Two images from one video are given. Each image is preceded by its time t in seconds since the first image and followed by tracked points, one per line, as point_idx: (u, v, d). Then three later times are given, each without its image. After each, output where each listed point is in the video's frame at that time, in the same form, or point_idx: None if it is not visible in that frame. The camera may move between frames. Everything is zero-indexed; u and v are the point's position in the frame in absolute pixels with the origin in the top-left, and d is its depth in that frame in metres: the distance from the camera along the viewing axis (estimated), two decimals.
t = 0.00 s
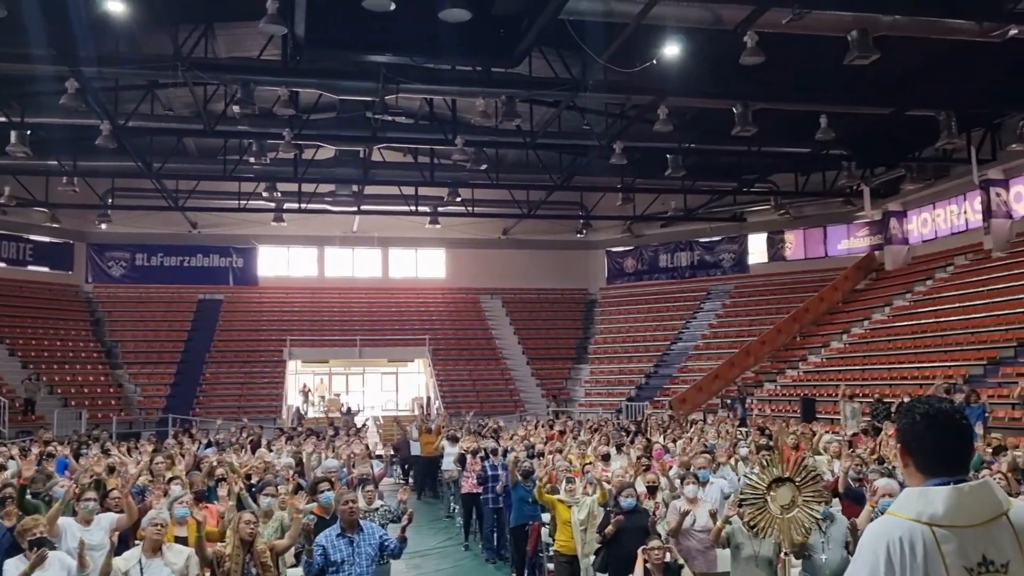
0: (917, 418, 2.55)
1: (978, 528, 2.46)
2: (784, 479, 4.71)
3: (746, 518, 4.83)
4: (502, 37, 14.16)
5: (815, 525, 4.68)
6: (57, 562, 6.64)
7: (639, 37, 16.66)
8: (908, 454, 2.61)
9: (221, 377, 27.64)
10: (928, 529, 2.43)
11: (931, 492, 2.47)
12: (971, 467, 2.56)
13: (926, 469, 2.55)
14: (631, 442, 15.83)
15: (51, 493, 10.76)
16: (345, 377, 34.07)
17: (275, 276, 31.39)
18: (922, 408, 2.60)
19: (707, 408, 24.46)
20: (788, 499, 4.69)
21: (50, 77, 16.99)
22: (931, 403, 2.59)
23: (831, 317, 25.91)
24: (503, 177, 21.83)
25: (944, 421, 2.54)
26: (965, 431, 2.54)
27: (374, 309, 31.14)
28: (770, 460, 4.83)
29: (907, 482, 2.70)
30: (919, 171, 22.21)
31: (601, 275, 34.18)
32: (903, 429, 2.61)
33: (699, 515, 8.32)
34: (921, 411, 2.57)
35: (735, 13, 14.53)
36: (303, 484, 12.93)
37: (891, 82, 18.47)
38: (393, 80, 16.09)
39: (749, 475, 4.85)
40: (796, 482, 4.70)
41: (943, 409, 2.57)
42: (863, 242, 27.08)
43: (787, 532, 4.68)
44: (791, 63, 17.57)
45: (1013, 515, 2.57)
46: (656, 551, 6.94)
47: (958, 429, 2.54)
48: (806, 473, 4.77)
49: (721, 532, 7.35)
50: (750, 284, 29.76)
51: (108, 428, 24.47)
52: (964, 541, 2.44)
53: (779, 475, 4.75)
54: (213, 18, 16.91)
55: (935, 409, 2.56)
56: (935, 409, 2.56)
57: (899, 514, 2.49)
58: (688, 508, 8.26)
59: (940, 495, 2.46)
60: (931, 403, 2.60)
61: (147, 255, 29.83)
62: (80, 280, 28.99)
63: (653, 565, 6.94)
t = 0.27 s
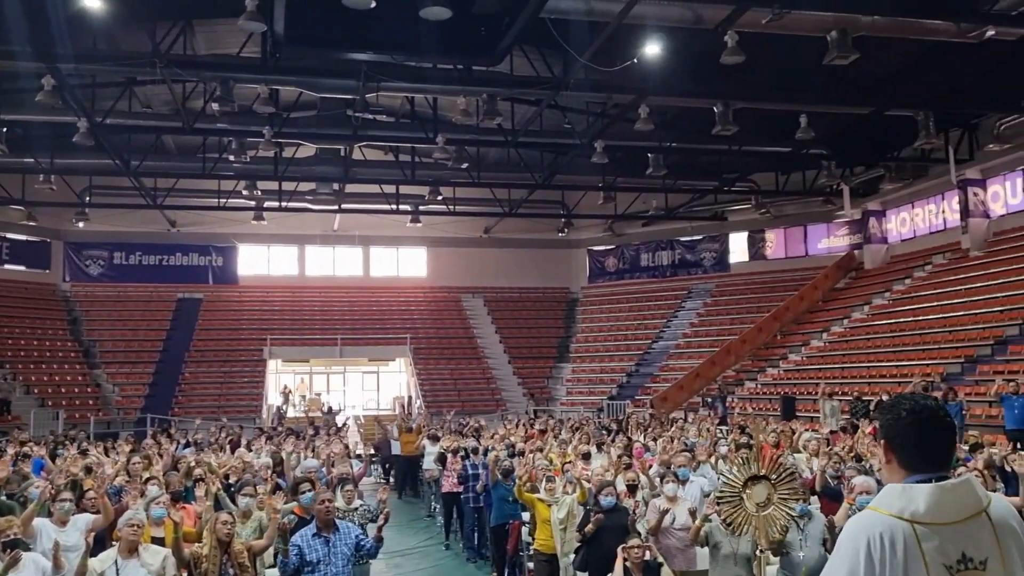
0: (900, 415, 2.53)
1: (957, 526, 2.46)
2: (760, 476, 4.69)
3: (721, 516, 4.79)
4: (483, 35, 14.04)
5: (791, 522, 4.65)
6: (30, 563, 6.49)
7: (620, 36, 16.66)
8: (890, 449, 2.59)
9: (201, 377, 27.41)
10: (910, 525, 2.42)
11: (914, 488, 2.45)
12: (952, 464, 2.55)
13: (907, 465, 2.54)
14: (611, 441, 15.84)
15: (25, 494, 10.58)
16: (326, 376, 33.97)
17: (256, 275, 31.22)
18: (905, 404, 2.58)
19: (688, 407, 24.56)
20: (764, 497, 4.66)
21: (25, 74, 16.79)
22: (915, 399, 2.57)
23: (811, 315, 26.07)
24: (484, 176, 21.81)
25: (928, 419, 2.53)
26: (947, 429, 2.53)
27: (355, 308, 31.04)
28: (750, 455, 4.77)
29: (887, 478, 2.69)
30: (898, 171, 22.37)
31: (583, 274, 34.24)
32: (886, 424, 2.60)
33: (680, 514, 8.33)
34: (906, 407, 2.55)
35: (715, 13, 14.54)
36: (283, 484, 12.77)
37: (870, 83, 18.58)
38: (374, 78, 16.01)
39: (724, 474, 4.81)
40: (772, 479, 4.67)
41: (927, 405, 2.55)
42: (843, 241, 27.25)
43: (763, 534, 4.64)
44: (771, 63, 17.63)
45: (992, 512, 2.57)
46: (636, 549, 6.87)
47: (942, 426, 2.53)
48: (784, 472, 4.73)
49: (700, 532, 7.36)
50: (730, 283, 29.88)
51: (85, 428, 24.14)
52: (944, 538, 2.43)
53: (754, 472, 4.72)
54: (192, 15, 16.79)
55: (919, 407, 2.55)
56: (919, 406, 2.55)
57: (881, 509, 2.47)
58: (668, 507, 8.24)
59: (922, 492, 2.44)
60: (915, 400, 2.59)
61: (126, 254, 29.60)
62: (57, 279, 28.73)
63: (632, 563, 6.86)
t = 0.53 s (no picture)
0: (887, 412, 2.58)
1: (939, 523, 2.52)
2: (735, 474, 4.70)
3: (697, 514, 4.78)
4: (463, 34, 14.02)
5: (766, 520, 4.63)
6: (2, 566, 6.29)
7: (601, 34, 16.65)
8: (876, 445, 2.65)
9: (179, 377, 27.28)
10: (892, 521, 2.48)
11: (898, 485, 2.51)
12: (937, 461, 2.60)
13: (892, 462, 2.59)
14: (592, 440, 15.83)
15: None
16: (307, 375, 33.88)
17: (235, 275, 31.00)
18: (893, 402, 2.63)
19: (669, 405, 24.68)
20: (739, 495, 4.66)
21: None
22: (903, 397, 2.62)
23: (791, 314, 26.27)
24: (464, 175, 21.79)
25: (913, 418, 2.57)
26: (932, 427, 2.58)
27: (337, 308, 30.93)
28: (727, 454, 4.78)
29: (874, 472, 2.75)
30: (877, 171, 22.55)
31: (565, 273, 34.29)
32: (874, 423, 2.64)
33: (659, 512, 8.38)
34: (892, 405, 2.60)
35: (695, 12, 14.54)
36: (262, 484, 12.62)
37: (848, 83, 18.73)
38: (354, 76, 15.92)
39: (697, 475, 4.81)
40: (747, 477, 4.67)
41: (913, 405, 2.59)
42: (823, 240, 27.42)
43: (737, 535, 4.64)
44: (751, 63, 17.69)
45: (976, 507, 2.63)
46: (615, 549, 6.84)
47: (928, 425, 2.58)
48: (760, 471, 4.73)
49: (678, 531, 7.36)
50: (711, 282, 29.99)
51: (62, 429, 23.97)
52: (925, 533, 2.49)
53: (730, 471, 4.73)
54: (170, 12, 16.64)
55: (906, 405, 2.59)
56: (906, 403, 2.60)
57: (866, 504, 2.53)
58: (647, 506, 8.24)
59: (906, 489, 2.51)
60: (902, 398, 2.63)
61: (103, 253, 29.27)
62: (33, 279, 28.44)
63: (611, 562, 6.87)
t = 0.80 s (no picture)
0: (877, 408, 2.58)
1: (926, 518, 2.54)
2: (714, 472, 5.11)
3: (678, 511, 5.22)
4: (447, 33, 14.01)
5: (744, 516, 5.08)
6: None
7: (585, 33, 16.66)
8: (866, 442, 2.66)
9: (163, 377, 27.15)
10: (880, 517, 2.50)
11: (886, 481, 2.53)
12: (926, 456, 2.61)
13: (882, 458, 2.60)
14: (576, 438, 15.83)
15: None
16: (291, 375, 33.84)
17: (218, 274, 30.84)
18: (882, 398, 2.63)
19: (653, 404, 24.81)
20: (718, 492, 5.09)
21: None
22: (893, 393, 2.62)
23: (775, 312, 26.47)
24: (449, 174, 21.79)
25: (902, 415, 2.57)
26: (923, 423, 2.58)
27: (321, 307, 30.85)
28: (708, 453, 5.16)
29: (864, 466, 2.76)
30: (860, 170, 22.68)
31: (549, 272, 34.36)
32: (864, 419, 2.64)
33: (643, 511, 8.26)
34: (882, 401, 2.61)
35: (679, 11, 14.54)
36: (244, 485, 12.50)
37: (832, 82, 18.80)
38: (338, 74, 15.83)
39: (678, 473, 5.22)
40: (727, 475, 5.10)
41: (904, 401, 2.59)
42: (806, 239, 27.61)
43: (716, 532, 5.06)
44: (735, 62, 17.74)
45: (964, 502, 2.65)
46: (599, 548, 6.84)
47: (917, 422, 2.58)
48: (739, 471, 5.15)
49: (660, 531, 7.37)
50: (696, 281, 30.13)
51: (44, 430, 23.53)
52: (912, 529, 2.52)
53: (708, 469, 5.13)
54: (151, 10, 16.53)
55: (895, 401, 2.59)
56: (895, 400, 2.61)
57: (854, 498, 2.55)
58: (630, 504, 8.21)
59: (894, 485, 2.52)
60: (892, 394, 2.63)
61: (85, 252, 29.12)
62: (14, 278, 28.22)
63: (595, 561, 6.87)
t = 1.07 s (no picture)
0: (870, 405, 2.62)
1: (916, 514, 2.56)
2: (693, 471, 5.12)
3: (656, 508, 5.24)
4: (431, 31, 13.86)
5: (723, 512, 5.12)
6: None
7: (569, 31, 16.65)
8: (860, 438, 2.68)
9: (145, 376, 26.99)
10: (870, 511, 2.52)
11: (876, 476, 2.55)
12: (919, 454, 2.64)
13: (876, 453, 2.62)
14: (560, 436, 15.85)
15: None
16: (275, 374, 33.77)
17: (202, 272, 30.72)
18: (877, 396, 2.66)
19: (637, 402, 24.91)
20: (698, 491, 5.11)
21: None
22: (888, 391, 2.64)
23: (759, 311, 26.63)
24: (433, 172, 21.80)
25: (896, 412, 2.59)
26: (917, 422, 2.60)
27: (304, 305, 30.77)
28: (688, 452, 5.18)
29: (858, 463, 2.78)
30: (843, 169, 22.80)
31: (534, 270, 34.40)
32: (860, 415, 2.67)
33: (624, 510, 8.25)
34: (875, 398, 2.64)
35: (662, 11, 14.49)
36: (227, 484, 12.43)
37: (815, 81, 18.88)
38: (321, 73, 15.72)
39: (657, 470, 5.23)
40: (706, 474, 5.11)
41: (898, 400, 2.62)
42: (790, 238, 27.81)
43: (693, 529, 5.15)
44: (719, 61, 17.76)
45: (956, 500, 2.66)
46: (582, 546, 6.84)
47: (912, 420, 2.60)
48: (719, 469, 5.18)
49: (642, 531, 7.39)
50: (680, 279, 30.26)
51: (24, 430, 23.51)
52: (901, 524, 2.53)
53: (687, 467, 5.15)
54: (133, 8, 16.43)
55: (889, 399, 2.62)
56: (889, 397, 2.64)
57: (846, 492, 2.57)
58: (610, 502, 8.15)
59: (885, 479, 2.55)
60: (889, 392, 2.65)
61: (66, 251, 28.91)
62: None
63: (578, 559, 6.88)
